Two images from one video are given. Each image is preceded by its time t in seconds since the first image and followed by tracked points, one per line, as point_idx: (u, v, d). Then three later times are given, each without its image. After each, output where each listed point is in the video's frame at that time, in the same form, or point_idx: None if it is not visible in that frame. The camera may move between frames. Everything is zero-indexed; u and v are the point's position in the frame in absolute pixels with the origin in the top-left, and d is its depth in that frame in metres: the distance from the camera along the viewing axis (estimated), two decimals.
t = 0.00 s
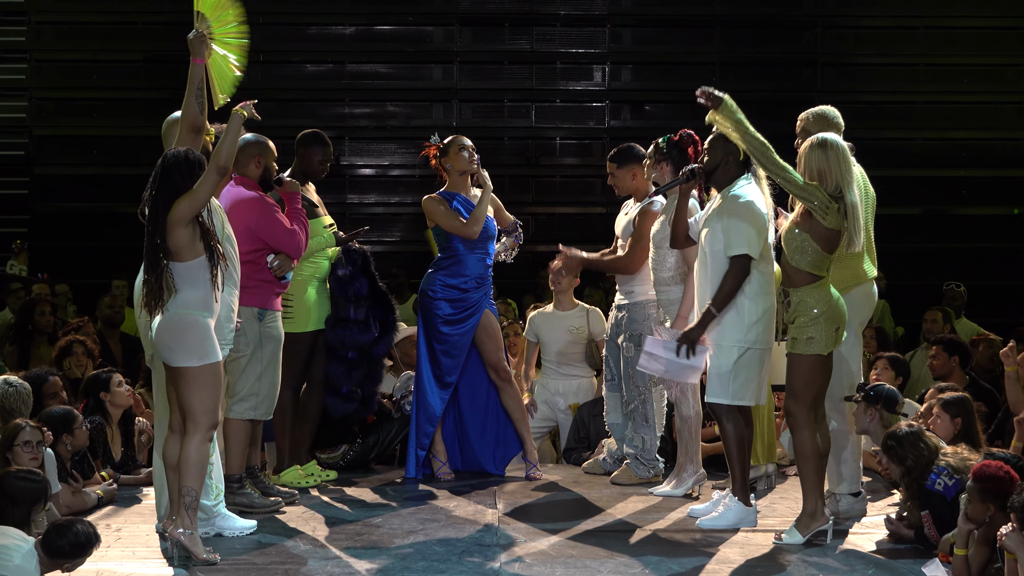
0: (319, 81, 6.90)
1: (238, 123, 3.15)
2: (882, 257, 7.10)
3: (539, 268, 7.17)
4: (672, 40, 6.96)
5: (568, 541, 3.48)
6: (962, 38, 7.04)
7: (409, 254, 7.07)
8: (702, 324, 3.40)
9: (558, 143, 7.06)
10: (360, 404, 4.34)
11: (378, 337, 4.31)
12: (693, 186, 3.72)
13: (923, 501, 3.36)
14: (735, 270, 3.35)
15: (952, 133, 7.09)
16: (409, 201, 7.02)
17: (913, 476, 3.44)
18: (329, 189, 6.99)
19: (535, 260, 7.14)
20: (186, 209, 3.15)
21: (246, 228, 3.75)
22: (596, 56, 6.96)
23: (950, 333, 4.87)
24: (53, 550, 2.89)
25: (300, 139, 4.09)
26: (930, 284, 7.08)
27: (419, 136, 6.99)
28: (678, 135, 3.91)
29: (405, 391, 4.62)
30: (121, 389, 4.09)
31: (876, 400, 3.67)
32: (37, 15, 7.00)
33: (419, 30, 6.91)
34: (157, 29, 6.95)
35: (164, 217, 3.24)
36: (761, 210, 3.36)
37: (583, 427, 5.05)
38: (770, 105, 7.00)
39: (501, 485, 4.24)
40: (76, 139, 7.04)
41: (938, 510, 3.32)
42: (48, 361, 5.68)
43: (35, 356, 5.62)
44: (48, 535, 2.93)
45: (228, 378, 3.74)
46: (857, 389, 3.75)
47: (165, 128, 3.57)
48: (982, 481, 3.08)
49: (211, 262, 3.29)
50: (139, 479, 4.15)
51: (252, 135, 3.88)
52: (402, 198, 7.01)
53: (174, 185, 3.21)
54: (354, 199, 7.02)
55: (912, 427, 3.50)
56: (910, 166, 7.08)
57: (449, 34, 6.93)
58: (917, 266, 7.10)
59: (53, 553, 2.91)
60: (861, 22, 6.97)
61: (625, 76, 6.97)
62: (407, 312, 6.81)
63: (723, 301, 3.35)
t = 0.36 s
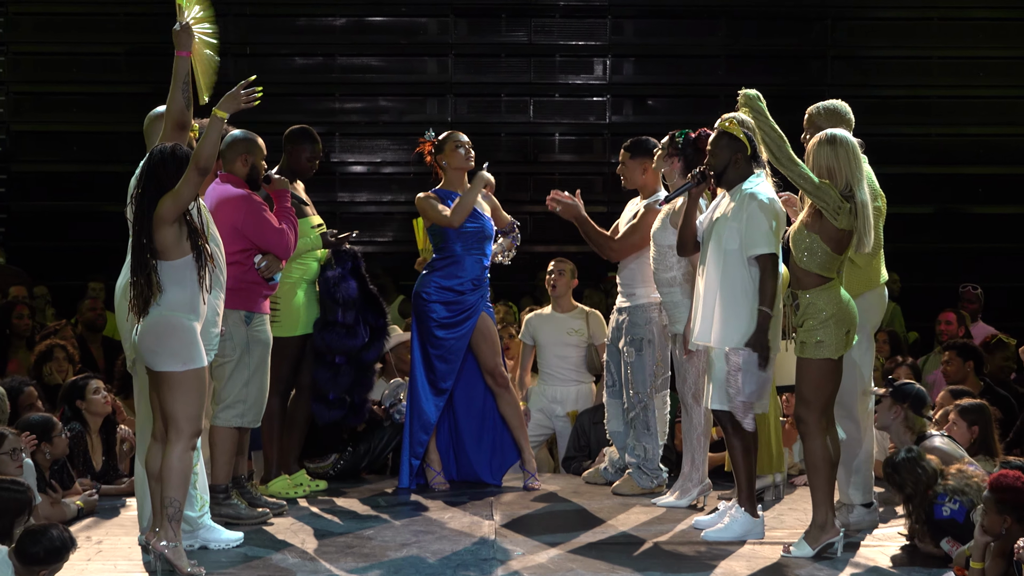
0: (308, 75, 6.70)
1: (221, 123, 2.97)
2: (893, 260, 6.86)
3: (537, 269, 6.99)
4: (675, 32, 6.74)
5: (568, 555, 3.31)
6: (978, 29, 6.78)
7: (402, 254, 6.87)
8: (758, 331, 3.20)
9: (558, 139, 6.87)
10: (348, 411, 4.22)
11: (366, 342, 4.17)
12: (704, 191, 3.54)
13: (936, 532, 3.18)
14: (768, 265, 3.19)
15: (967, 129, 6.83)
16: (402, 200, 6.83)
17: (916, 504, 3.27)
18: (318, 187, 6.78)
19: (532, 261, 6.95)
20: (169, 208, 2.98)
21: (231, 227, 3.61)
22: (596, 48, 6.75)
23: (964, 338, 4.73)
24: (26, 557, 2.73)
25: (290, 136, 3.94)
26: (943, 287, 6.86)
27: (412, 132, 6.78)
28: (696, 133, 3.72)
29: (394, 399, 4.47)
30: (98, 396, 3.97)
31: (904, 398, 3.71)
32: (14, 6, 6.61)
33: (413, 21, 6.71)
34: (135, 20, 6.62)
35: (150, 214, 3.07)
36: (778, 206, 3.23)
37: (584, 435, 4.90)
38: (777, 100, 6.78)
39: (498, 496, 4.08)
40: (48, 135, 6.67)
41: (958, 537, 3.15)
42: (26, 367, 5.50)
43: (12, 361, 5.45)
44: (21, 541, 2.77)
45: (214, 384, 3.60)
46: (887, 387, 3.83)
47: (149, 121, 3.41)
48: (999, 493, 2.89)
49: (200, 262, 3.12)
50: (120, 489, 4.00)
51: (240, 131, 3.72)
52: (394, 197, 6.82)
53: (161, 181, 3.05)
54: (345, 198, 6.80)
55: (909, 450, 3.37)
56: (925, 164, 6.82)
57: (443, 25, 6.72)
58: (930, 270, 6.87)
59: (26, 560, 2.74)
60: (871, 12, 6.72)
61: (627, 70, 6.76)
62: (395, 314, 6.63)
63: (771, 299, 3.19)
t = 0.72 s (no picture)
0: (302, 73, 6.56)
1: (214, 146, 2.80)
2: (903, 265, 6.70)
3: (538, 276, 6.85)
4: (684, 29, 6.61)
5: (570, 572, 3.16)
6: (991, 27, 6.65)
7: (399, 260, 6.72)
8: (783, 340, 3.09)
9: (561, 141, 6.73)
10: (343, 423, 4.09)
11: (362, 351, 4.05)
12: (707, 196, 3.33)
13: (947, 565, 3.02)
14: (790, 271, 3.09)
15: (980, 130, 6.68)
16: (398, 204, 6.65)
17: (922, 547, 3.05)
18: (313, 191, 6.61)
19: (534, 268, 6.81)
20: (159, 216, 2.82)
21: (221, 231, 3.47)
22: (600, 46, 6.62)
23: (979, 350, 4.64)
24: None
25: (283, 138, 3.81)
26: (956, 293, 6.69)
27: (410, 133, 6.64)
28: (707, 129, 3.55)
29: (389, 411, 4.33)
30: (81, 409, 3.84)
31: (945, 402, 3.39)
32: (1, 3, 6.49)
33: (410, 19, 6.59)
34: (126, 17, 6.49)
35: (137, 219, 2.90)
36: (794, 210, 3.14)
37: (588, 448, 4.76)
38: (785, 100, 6.63)
39: (499, 511, 3.94)
40: (35, 136, 6.52)
41: (969, 564, 3.02)
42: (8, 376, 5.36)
43: None
44: None
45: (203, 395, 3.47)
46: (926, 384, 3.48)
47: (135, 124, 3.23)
48: (1018, 508, 2.74)
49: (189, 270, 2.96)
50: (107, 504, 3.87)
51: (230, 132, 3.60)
52: (390, 201, 6.65)
53: (150, 184, 2.88)
54: (340, 202, 6.64)
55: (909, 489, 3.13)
56: (935, 166, 6.67)
57: (442, 23, 6.59)
58: (944, 276, 6.70)
59: None
60: (879, 8, 6.60)
61: (632, 68, 6.63)
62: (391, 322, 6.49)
63: (794, 309, 3.08)
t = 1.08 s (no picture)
0: (300, 76, 6.54)
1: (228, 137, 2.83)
2: (904, 269, 6.68)
3: (539, 281, 6.83)
4: (684, 32, 6.58)
5: None
6: (993, 29, 6.62)
7: (398, 264, 6.70)
8: (780, 352, 3.03)
9: (561, 144, 6.68)
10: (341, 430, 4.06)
11: (359, 358, 4.02)
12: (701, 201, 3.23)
13: (947, 568, 3.01)
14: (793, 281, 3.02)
15: (982, 132, 6.65)
16: (397, 207, 6.63)
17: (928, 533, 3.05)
18: (311, 194, 6.58)
19: (534, 271, 6.79)
20: (159, 217, 2.79)
21: (218, 236, 3.45)
22: (601, 49, 6.60)
23: (982, 355, 4.63)
24: None
25: (280, 142, 3.78)
26: (958, 297, 6.66)
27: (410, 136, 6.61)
28: (700, 133, 3.54)
29: (388, 417, 4.28)
30: (77, 414, 3.82)
31: (967, 406, 3.36)
32: None
33: (408, 21, 6.56)
34: (123, 19, 6.46)
35: (133, 222, 2.86)
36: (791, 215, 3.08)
37: (588, 453, 4.73)
38: (786, 103, 6.60)
39: (499, 517, 3.91)
40: (32, 140, 6.50)
41: (972, 571, 2.99)
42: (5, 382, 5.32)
43: None
44: None
45: (201, 400, 3.44)
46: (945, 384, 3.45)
47: (132, 129, 3.21)
48: (1019, 514, 2.71)
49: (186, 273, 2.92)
50: (104, 511, 3.86)
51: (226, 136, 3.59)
52: (389, 205, 6.63)
53: (147, 186, 2.84)
54: (338, 206, 6.60)
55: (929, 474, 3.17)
56: (937, 169, 6.64)
57: (441, 25, 6.57)
58: (945, 281, 6.69)
59: None
60: (879, 10, 6.58)
61: (632, 71, 6.61)
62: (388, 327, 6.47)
63: (791, 318, 3.04)
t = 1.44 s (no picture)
0: (299, 81, 6.54)
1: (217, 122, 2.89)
2: (903, 274, 6.68)
3: (537, 285, 6.83)
4: (683, 37, 6.58)
5: None
6: (992, 34, 6.63)
7: (396, 268, 6.70)
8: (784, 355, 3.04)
9: (559, 149, 6.68)
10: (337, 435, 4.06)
11: (356, 362, 4.01)
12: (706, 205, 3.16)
13: (947, 558, 3.02)
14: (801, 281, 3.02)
15: (980, 137, 6.66)
16: (396, 212, 6.63)
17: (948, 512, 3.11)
18: (309, 199, 6.59)
19: (533, 276, 6.78)
20: (156, 220, 2.78)
21: (215, 241, 3.44)
22: (599, 54, 6.60)
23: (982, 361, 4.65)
24: None
25: (278, 148, 3.78)
26: (957, 302, 6.66)
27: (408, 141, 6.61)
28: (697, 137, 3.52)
29: (387, 422, 4.35)
30: (75, 418, 3.81)
31: (973, 411, 3.35)
32: None
33: (408, 25, 6.57)
34: (121, 23, 6.46)
35: (132, 227, 2.85)
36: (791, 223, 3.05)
37: (587, 457, 4.73)
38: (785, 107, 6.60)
39: (497, 521, 3.91)
40: (30, 144, 6.49)
41: (971, 567, 2.98)
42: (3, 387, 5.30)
43: None
44: None
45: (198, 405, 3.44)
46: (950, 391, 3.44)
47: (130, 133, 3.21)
48: (1017, 518, 2.71)
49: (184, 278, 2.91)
50: (102, 516, 3.85)
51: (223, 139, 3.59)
52: (388, 210, 6.64)
53: (145, 191, 2.84)
54: (337, 210, 6.62)
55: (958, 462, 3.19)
56: (935, 173, 6.65)
57: (440, 29, 6.57)
58: (944, 285, 6.69)
59: None
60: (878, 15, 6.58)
61: (631, 76, 6.61)
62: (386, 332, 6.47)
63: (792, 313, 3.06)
